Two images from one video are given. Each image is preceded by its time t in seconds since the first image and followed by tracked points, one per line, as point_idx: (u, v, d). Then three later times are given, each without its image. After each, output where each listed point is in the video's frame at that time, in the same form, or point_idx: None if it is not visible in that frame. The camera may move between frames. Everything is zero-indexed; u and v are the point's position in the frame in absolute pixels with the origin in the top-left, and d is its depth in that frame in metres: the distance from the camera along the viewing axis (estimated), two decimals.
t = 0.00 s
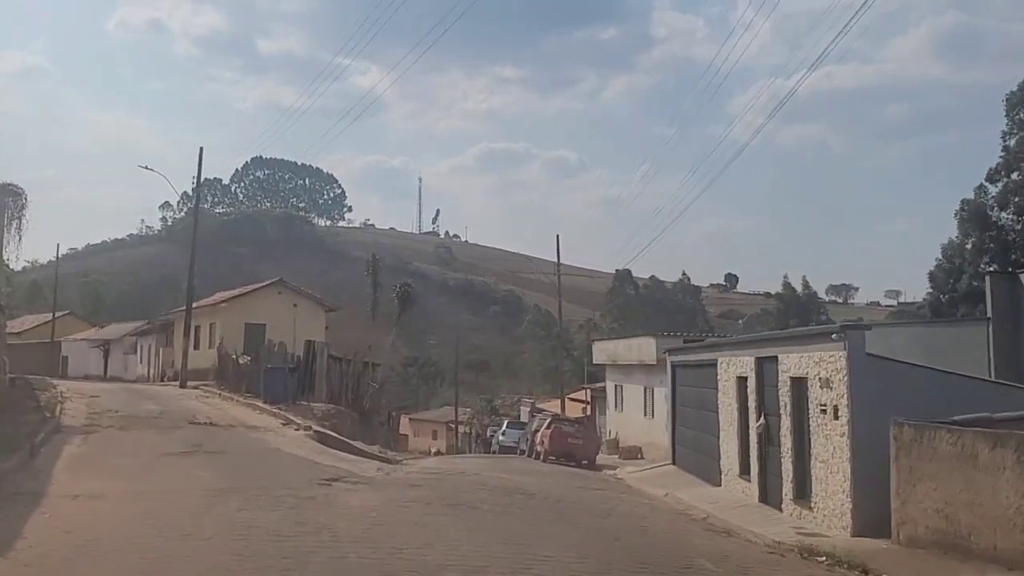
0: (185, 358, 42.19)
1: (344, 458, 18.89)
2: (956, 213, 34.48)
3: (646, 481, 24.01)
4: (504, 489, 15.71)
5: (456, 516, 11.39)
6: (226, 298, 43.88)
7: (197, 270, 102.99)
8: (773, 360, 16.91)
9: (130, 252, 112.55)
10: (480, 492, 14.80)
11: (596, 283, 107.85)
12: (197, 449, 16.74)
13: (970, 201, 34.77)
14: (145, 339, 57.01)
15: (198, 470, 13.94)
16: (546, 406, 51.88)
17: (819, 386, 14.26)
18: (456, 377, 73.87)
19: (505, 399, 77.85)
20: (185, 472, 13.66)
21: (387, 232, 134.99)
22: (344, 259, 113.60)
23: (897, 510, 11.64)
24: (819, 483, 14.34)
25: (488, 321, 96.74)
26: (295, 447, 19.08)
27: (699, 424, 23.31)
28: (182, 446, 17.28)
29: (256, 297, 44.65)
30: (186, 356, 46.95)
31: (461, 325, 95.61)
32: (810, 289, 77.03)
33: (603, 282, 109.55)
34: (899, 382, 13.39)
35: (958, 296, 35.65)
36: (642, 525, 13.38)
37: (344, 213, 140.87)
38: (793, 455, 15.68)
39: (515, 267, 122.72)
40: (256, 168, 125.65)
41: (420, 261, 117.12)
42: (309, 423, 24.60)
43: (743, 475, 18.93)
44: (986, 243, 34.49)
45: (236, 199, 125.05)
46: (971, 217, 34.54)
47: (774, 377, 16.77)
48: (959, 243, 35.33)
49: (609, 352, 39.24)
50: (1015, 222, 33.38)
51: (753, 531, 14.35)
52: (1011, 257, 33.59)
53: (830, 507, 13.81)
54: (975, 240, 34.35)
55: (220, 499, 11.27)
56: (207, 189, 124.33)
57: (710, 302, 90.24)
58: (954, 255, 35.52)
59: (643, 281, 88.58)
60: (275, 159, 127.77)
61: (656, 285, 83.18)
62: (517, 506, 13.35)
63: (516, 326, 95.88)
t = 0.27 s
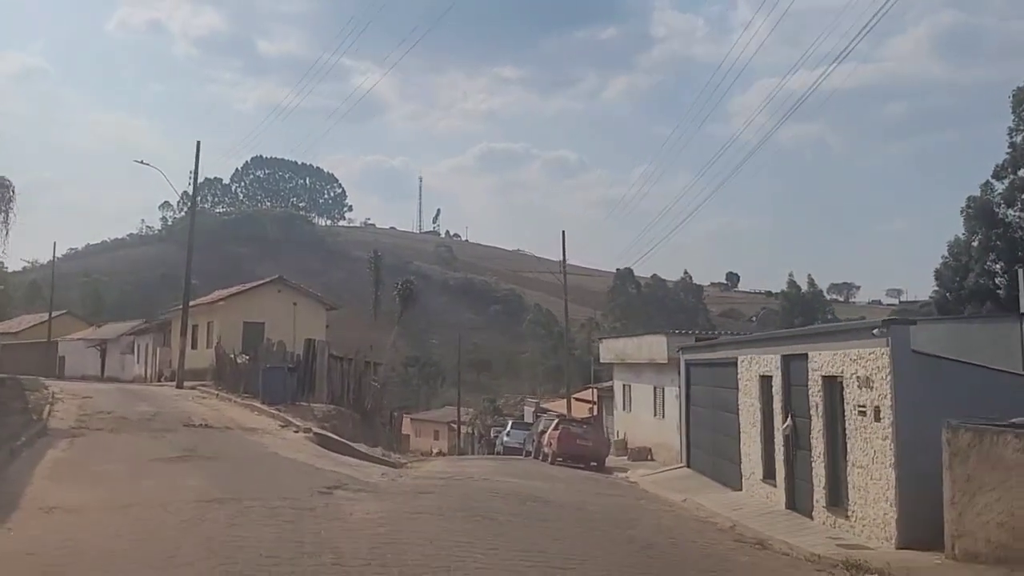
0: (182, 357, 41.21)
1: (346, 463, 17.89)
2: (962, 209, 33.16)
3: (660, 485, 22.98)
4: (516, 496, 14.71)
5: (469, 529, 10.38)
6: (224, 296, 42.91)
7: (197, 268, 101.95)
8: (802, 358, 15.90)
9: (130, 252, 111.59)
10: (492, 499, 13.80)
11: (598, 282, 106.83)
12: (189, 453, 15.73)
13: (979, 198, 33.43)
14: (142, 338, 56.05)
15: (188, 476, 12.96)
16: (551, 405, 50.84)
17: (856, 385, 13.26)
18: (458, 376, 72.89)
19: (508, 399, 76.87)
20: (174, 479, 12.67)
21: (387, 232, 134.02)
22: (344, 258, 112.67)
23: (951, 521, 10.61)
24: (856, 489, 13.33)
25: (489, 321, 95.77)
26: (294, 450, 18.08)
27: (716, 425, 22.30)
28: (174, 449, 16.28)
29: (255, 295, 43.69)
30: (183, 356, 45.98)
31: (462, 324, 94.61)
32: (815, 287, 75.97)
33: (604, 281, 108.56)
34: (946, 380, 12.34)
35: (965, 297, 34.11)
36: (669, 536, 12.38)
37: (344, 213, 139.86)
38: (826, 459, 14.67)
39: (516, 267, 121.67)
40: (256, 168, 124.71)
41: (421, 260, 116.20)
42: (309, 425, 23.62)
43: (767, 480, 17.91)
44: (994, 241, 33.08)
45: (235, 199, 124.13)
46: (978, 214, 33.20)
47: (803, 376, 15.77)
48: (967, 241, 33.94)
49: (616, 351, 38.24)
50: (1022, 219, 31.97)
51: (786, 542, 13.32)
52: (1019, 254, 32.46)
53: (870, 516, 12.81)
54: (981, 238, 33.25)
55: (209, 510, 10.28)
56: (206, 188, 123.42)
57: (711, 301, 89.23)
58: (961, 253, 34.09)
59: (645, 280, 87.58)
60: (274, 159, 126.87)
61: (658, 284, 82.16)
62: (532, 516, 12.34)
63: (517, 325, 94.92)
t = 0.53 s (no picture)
0: (178, 358, 40.29)
1: (346, 467, 16.97)
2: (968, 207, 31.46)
3: (674, 489, 21.99)
4: (528, 503, 13.75)
5: (480, 542, 9.43)
6: (221, 295, 42.04)
7: (195, 269, 101.13)
8: (832, 356, 14.96)
9: (129, 253, 110.81)
10: (503, 507, 12.86)
11: (600, 282, 105.91)
12: (180, 458, 14.79)
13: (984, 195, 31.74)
14: (138, 339, 55.13)
15: (177, 483, 12.04)
16: (556, 406, 49.88)
17: (897, 384, 12.33)
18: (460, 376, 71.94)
19: (510, 399, 75.93)
20: (161, 486, 11.75)
21: (387, 232, 133.11)
22: (344, 259, 111.78)
23: (1012, 532, 9.68)
24: (896, 495, 12.39)
25: (489, 322, 94.85)
26: (290, 455, 17.14)
27: (733, 426, 21.31)
28: (164, 455, 15.33)
29: (252, 294, 42.79)
30: (181, 357, 45.09)
31: (462, 325, 93.69)
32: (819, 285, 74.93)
33: (606, 281, 107.65)
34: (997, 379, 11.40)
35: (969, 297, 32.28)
36: (695, 547, 11.42)
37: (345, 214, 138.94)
38: (860, 463, 13.74)
39: (517, 267, 120.63)
40: (256, 170, 123.84)
41: (421, 261, 115.33)
42: (308, 427, 22.69)
43: (792, 484, 16.92)
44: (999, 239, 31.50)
45: (235, 200, 123.28)
46: (983, 212, 31.53)
47: (834, 374, 14.82)
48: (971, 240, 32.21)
49: (624, 350, 37.28)
50: None
51: (821, 552, 12.39)
52: None
53: (913, 525, 11.86)
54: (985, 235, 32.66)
55: (197, 522, 9.37)
56: (205, 189, 122.58)
57: (713, 301, 88.16)
58: (965, 251, 32.35)
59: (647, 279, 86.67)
60: (274, 160, 126.05)
61: (659, 284, 81.15)
62: (549, 526, 11.40)
63: (518, 325, 94.01)
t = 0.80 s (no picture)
0: (176, 359, 39.48)
1: (349, 474, 16.15)
2: (972, 204, 31.96)
3: (689, 494, 21.15)
4: (543, 512, 12.94)
5: (496, 561, 8.59)
6: (219, 295, 41.27)
7: (195, 270, 100.36)
8: (862, 354, 14.16)
9: (128, 255, 110.08)
10: (517, 517, 12.02)
11: (602, 282, 105.06)
12: (172, 466, 13.98)
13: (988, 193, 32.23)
14: (136, 340, 54.30)
15: (167, 495, 11.21)
16: (561, 407, 49.01)
17: (939, 384, 11.53)
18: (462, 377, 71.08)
19: (513, 400, 75.11)
20: (149, 498, 10.91)
21: (387, 233, 132.30)
22: (344, 260, 110.98)
23: None
24: (938, 504, 11.57)
25: (490, 322, 94.00)
26: (290, 461, 16.31)
27: (749, 427, 20.51)
28: (156, 461, 14.52)
29: (251, 294, 42.02)
30: (179, 359, 44.32)
31: (463, 326, 92.87)
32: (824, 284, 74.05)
33: (607, 281, 106.80)
34: None
35: (974, 294, 32.61)
36: (726, 561, 10.60)
37: (345, 215, 138.14)
38: (895, 468, 12.92)
39: (518, 267, 119.78)
40: (255, 171, 123.12)
41: (422, 261, 114.53)
42: (308, 431, 21.88)
43: (817, 489, 16.10)
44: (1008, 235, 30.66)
45: (235, 201, 122.55)
46: (988, 208, 31.99)
47: (865, 374, 14.01)
48: (976, 236, 32.61)
49: (632, 350, 36.43)
50: None
51: (858, 566, 11.57)
52: None
53: (959, 536, 11.05)
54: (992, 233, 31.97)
55: (184, 541, 8.53)
56: (205, 190, 121.83)
57: (715, 301, 87.30)
58: (971, 247, 32.73)
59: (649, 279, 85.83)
60: (274, 160, 125.31)
61: (661, 283, 80.28)
62: (567, 538, 10.56)
63: (519, 326, 93.19)
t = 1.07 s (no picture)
0: (172, 360, 38.73)
1: (350, 481, 15.39)
2: (976, 200, 31.70)
3: (703, 497, 20.38)
4: (557, 520, 12.19)
5: None
6: (216, 295, 40.55)
7: (194, 271, 99.63)
8: (892, 351, 13.42)
9: (127, 256, 109.36)
10: (532, 527, 11.23)
11: (602, 281, 104.29)
12: (164, 473, 13.22)
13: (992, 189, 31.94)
14: (133, 342, 53.54)
15: (155, 506, 10.44)
16: (564, 407, 48.23)
17: (982, 383, 10.79)
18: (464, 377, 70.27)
19: (515, 400, 74.32)
20: (136, 509, 10.14)
21: (387, 232, 131.59)
22: (343, 260, 110.22)
23: None
24: (979, 511, 10.85)
25: (490, 322, 93.23)
26: (288, 466, 15.55)
27: (766, 428, 19.76)
28: (147, 469, 13.76)
29: (249, 293, 41.31)
30: (176, 360, 43.57)
31: (463, 325, 92.13)
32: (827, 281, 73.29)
33: (607, 280, 106.03)
34: None
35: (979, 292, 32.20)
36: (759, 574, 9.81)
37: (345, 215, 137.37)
38: (930, 471, 12.19)
39: (518, 267, 118.98)
40: (254, 171, 122.41)
41: (421, 261, 113.80)
42: (308, 434, 21.14)
43: (841, 493, 15.38)
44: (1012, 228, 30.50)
45: (235, 202, 121.90)
46: (992, 204, 31.68)
47: (895, 371, 13.26)
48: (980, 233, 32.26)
49: (638, 348, 35.67)
50: None
51: None
52: None
53: (1005, 544, 10.32)
54: (996, 229, 31.58)
55: (170, 561, 7.76)
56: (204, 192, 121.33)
57: (716, 299, 86.53)
58: (975, 245, 32.36)
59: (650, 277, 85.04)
60: (272, 161, 124.66)
61: (662, 282, 79.52)
62: (587, 551, 9.80)
63: (519, 325, 92.43)
